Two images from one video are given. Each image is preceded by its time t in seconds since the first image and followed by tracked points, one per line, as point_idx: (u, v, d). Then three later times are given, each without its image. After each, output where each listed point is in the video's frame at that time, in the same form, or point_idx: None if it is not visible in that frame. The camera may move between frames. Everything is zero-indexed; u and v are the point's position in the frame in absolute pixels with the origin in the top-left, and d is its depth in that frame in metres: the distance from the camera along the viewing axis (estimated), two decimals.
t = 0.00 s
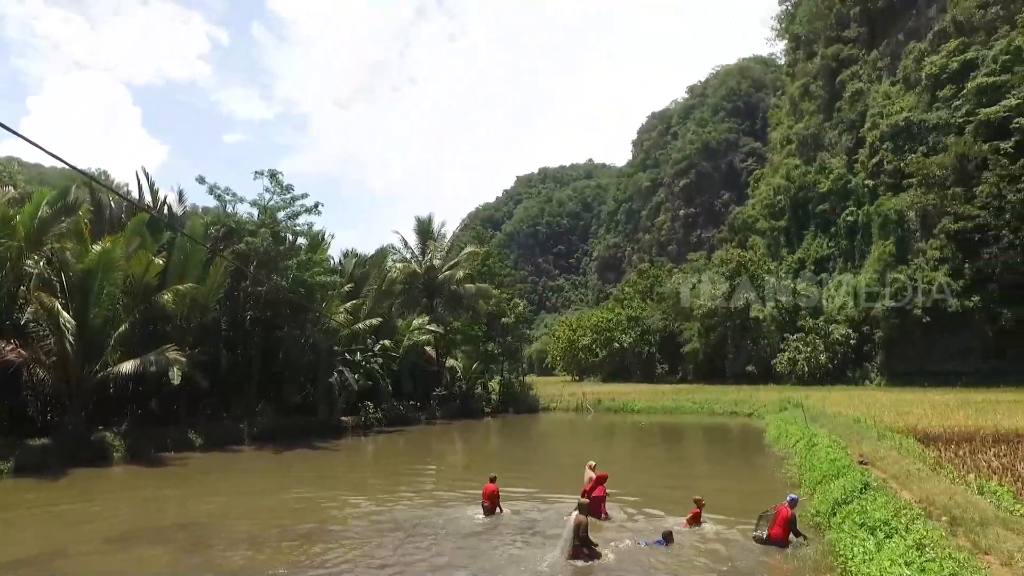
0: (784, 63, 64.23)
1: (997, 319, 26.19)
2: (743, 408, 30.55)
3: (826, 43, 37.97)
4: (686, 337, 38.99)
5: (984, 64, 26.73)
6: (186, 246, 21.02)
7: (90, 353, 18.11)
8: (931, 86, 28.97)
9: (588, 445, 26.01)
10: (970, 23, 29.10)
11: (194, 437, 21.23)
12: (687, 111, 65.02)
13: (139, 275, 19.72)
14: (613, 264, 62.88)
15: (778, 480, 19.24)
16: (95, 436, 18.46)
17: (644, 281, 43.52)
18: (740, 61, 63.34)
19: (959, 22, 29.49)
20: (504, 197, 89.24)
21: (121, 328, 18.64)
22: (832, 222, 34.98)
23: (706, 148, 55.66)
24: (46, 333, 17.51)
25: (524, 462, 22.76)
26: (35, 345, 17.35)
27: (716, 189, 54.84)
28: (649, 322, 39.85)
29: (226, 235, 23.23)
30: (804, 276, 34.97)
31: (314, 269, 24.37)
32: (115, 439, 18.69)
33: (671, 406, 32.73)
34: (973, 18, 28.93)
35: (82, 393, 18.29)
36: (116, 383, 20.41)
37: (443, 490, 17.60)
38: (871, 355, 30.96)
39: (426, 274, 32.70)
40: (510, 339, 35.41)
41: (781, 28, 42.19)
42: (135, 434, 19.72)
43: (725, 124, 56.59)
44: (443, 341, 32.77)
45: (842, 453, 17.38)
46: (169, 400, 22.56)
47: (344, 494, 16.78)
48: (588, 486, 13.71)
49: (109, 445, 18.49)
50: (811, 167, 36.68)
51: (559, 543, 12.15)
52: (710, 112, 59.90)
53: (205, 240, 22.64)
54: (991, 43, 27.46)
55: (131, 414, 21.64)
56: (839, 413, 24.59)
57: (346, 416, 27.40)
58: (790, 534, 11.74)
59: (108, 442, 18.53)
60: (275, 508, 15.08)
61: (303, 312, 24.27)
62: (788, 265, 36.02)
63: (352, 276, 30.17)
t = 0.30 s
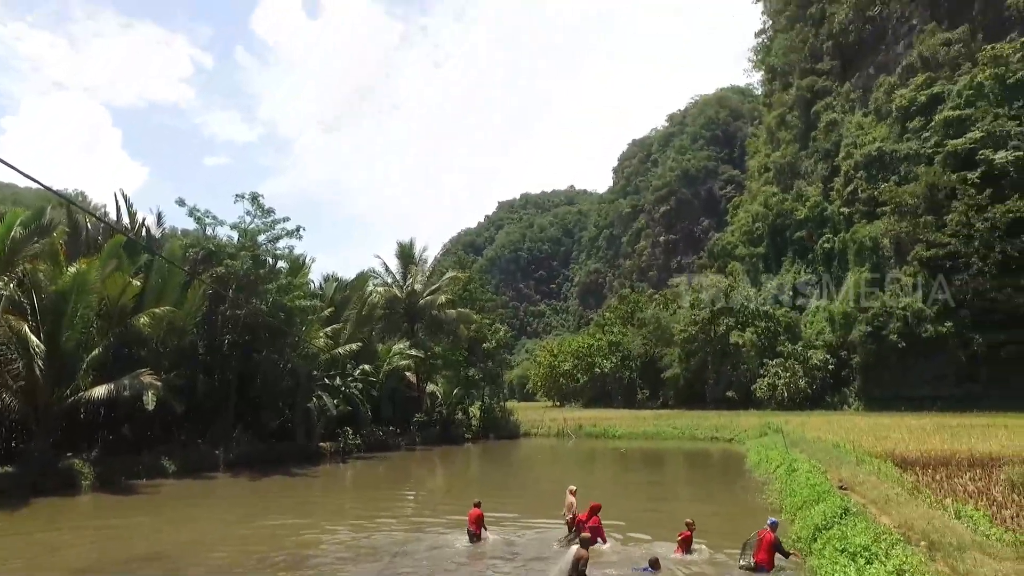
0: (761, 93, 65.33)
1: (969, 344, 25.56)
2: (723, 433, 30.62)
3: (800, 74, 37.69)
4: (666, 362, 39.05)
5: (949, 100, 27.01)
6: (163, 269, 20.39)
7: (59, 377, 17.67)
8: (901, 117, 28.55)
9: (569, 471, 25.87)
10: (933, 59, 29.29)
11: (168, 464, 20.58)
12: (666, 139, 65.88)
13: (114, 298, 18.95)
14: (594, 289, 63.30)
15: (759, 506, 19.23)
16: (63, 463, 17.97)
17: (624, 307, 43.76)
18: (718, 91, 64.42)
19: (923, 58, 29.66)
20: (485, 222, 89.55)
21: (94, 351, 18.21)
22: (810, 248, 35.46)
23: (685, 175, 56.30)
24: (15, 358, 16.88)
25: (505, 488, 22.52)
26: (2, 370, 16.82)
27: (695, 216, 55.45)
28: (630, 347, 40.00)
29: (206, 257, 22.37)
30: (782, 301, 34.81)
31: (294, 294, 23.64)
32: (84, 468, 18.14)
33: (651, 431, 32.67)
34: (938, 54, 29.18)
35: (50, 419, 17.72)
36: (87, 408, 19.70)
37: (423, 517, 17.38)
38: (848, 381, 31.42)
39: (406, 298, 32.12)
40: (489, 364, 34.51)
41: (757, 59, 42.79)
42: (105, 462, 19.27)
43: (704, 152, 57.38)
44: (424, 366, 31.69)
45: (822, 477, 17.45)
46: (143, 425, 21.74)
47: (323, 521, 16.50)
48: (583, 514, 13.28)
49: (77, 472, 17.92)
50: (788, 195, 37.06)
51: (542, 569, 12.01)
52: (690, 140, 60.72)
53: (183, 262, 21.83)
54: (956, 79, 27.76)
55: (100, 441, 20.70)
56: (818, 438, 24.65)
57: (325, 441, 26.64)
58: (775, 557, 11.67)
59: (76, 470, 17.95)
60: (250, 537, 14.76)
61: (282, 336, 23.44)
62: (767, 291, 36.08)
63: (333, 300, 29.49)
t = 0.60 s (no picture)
0: (736, 127, 66.63)
1: (940, 374, 25.50)
2: (702, 463, 30.59)
3: (773, 109, 38.01)
4: (644, 391, 39.08)
5: (915, 137, 27.41)
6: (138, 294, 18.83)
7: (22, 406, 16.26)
8: (869, 152, 28.94)
9: (548, 501, 25.65)
10: (898, 98, 29.71)
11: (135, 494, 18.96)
12: (644, 170, 66.84)
13: (85, 322, 17.34)
14: (572, 318, 63.67)
15: (738, 535, 19.18)
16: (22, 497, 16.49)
17: (602, 336, 43.95)
18: (694, 124, 65.66)
19: (888, 96, 30.02)
20: (464, 251, 89.78)
21: (61, 379, 16.73)
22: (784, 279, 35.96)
23: (663, 206, 57.03)
24: None
25: (482, 518, 22.23)
26: None
27: (673, 246, 56.07)
28: (608, 377, 40.07)
29: (180, 282, 20.93)
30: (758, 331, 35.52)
31: (270, 321, 22.00)
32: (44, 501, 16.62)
33: (629, 461, 32.51)
34: (902, 93, 29.62)
35: (7, 448, 16.48)
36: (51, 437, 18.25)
37: (399, 548, 17.03)
38: (823, 411, 31.84)
39: (384, 326, 30.39)
40: (468, 394, 32.84)
41: (731, 94, 43.49)
42: (67, 493, 17.83)
43: (681, 184, 58.30)
44: (401, 396, 30.40)
45: (800, 507, 17.46)
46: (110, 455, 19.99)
47: (295, 552, 16.12)
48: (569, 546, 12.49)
49: (38, 506, 16.47)
50: (763, 226, 37.59)
51: None
52: (667, 172, 61.63)
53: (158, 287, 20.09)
54: (920, 117, 28.43)
55: (63, 472, 18.96)
56: (796, 467, 24.63)
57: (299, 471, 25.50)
58: None
59: (36, 504, 16.49)
60: (220, 569, 14.33)
61: (259, 364, 21.69)
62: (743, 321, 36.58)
63: (310, 328, 28.48)
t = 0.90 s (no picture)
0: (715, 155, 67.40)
1: (915, 400, 25.06)
2: (683, 489, 30.47)
3: (752, 138, 38.35)
4: (626, 418, 38.99)
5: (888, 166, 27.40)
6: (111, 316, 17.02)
7: None
8: (845, 181, 29.20)
9: (529, 529, 25.22)
10: (871, 130, 29.75)
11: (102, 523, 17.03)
12: (625, 197, 67.39)
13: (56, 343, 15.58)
14: (553, 343, 63.84)
15: (718, 564, 19.02)
16: None
17: (583, 362, 43.93)
18: (674, 153, 66.32)
19: (862, 127, 30.05)
20: (446, 276, 89.73)
21: (29, 404, 15.00)
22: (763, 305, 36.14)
23: (644, 233, 57.44)
24: None
25: (461, 547, 21.75)
26: None
27: (653, 272, 56.38)
28: (589, 403, 39.97)
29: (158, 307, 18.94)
30: (739, 357, 35.99)
31: (248, 343, 20.23)
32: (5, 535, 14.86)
33: (610, 488, 32.27)
34: (874, 125, 29.70)
35: None
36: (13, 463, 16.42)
37: None
38: (803, 437, 31.91)
39: (365, 350, 29.59)
40: (448, 420, 32.45)
41: (711, 123, 43.98)
42: (27, 523, 15.91)
43: (661, 211, 58.86)
44: (380, 422, 29.55)
45: (781, 535, 17.35)
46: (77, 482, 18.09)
47: None
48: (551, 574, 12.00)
49: None
50: (742, 253, 37.85)
51: None
52: (648, 199, 62.17)
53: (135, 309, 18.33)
54: (893, 148, 28.71)
55: (25, 500, 17.09)
56: (777, 493, 24.50)
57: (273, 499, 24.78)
58: None
59: None
60: None
61: (235, 389, 19.92)
62: (723, 347, 36.89)
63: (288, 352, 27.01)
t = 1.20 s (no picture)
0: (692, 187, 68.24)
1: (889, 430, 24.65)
2: (661, 520, 30.27)
3: (728, 172, 38.95)
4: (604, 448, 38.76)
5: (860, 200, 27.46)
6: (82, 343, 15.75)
7: None
8: (819, 215, 29.64)
9: (504, 563, 24.68)
10: (843, 164, 29.99)
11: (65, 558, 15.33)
12: (604, 228, 67.91)
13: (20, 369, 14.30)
14: (532, 371, 63.78)
15: None
16: None
17: (562, 392, 43.85)
18: (652, 184, 67.05)
19: (834, 162, 30.32)
20: (425, 304, 89.47)
21: None
22: (740, 336, 36.35)
23: (623, 262, 57.64)
24: None
25: None
26: None
27: (632, 302, 56.65)
28: (567, 433, 39.80)
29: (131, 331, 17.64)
30: (716, 387, 36.29)
31: (222, 371, 19.16)
32: None
33: (589, 519, 32.01)
34: (847, 160, 29.91)
35: None
36: None
37: None
38: (780, 467, 31.90)
39: (341, 379, 28.82)
40: (425, 449, 31.85)
41: (688, 156, 44.59)
42: None
43: (640, 242, 59.40)
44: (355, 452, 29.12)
45: (759, 567, 17.22)
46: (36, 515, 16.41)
47: None
48: None
49: None
50: (720, 283, 38.16)
51: None
52: (627, 230, 62.73)
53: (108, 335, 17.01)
54: (864, 182, 29.01)
55: None
56: (755, 524, 24.35)
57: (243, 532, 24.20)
58: None
59: None
60: None
61: (208, 418, 18.75)
62: (700, 377, 37.10)
63: (264, 380, 26.65)
